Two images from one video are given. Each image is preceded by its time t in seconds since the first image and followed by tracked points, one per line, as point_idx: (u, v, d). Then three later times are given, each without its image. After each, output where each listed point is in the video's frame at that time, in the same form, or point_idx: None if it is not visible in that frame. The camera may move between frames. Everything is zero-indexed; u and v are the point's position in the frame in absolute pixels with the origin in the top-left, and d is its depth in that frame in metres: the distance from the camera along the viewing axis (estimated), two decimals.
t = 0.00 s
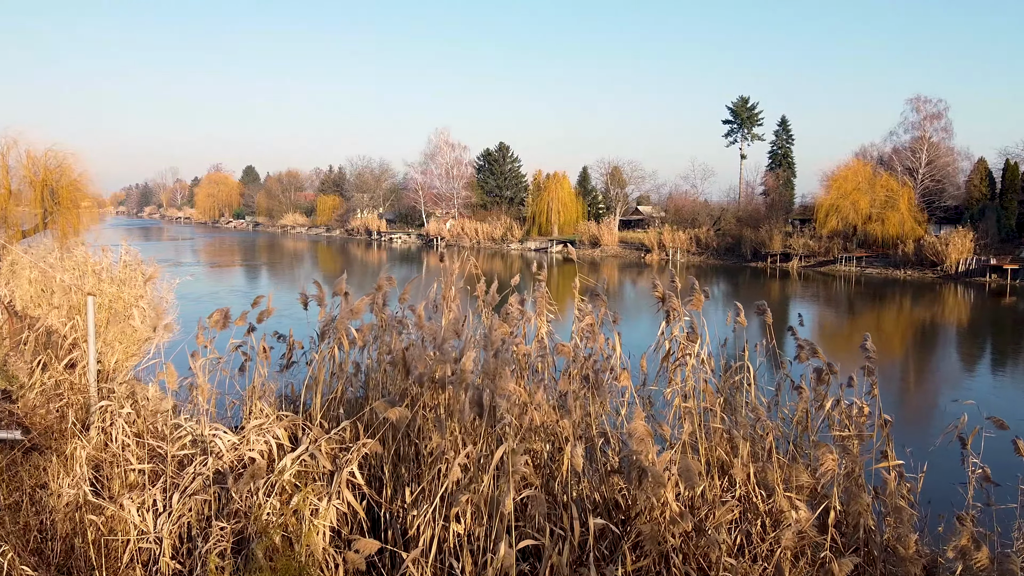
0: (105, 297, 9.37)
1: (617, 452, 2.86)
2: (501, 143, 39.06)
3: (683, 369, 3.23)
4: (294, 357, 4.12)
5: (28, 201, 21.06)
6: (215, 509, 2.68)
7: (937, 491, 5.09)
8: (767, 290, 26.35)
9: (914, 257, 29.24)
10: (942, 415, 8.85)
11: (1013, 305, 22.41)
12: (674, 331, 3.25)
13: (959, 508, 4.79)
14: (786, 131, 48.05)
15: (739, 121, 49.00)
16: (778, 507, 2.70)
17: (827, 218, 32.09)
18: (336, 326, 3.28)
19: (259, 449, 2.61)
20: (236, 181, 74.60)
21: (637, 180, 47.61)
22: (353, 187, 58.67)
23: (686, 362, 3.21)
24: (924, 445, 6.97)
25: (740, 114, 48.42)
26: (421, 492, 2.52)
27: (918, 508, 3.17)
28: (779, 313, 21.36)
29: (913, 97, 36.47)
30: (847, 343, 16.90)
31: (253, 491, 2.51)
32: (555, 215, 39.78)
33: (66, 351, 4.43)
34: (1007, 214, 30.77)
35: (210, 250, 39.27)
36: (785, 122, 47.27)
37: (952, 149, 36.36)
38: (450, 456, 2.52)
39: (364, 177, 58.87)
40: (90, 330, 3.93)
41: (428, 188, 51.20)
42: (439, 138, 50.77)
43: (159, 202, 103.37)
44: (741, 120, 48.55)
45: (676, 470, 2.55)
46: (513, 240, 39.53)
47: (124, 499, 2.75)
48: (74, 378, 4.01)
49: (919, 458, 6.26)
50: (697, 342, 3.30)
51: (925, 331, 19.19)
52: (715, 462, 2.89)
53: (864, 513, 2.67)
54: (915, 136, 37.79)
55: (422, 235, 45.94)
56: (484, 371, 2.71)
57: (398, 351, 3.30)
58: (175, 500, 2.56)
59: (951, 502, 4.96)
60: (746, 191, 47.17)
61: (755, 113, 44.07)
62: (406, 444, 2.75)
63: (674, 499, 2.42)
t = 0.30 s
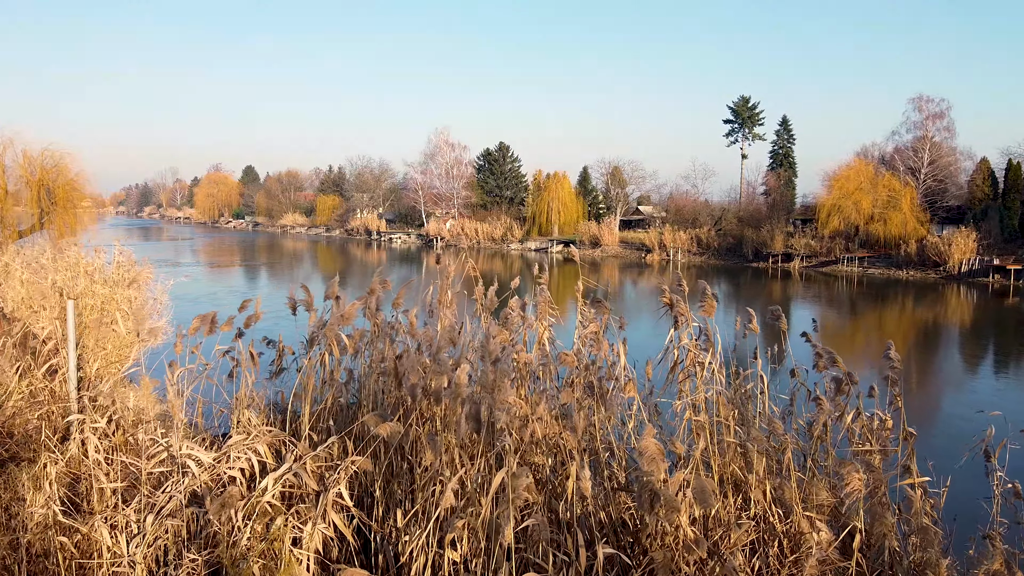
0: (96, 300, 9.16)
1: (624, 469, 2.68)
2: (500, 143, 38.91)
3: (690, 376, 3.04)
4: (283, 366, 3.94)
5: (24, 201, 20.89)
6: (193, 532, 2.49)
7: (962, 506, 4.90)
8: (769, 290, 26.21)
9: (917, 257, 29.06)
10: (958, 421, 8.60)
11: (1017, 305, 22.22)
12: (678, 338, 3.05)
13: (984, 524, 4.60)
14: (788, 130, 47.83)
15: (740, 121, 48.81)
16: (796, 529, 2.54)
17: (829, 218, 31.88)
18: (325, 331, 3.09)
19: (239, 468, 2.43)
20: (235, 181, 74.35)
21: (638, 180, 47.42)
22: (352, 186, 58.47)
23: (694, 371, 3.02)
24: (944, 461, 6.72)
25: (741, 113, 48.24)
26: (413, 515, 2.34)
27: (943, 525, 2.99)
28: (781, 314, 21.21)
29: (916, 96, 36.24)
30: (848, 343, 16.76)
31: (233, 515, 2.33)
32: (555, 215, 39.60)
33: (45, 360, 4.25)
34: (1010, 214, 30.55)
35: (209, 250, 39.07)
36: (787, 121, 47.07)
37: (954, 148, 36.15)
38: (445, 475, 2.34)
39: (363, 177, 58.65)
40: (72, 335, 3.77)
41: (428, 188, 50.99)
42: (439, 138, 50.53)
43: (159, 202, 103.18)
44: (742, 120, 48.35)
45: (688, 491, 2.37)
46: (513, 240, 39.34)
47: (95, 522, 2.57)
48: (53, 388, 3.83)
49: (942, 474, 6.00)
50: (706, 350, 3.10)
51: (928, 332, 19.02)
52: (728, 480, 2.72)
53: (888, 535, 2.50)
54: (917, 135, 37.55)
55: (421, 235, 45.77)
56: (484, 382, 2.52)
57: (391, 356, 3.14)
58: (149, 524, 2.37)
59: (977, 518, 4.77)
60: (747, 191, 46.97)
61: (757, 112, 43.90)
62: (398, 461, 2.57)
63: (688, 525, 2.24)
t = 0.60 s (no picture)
0: (88, 302, 8.99)
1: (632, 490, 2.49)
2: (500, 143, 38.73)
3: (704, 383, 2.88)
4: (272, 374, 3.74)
5: (20, 201, 20.70)
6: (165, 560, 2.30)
7: (988, 523, 4.66)
8: (770, 291, 26.09)
9: (920, 257, 28.87)
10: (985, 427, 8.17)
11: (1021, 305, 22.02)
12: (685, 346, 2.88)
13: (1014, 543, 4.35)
14: (789, 130, 47.63)
15: (741, 120, 48.63)
16: (817, 556, 2.35)
17: (831, 218, 31.69)
18: (310, 341, 2.90)
19: (215, 491, 2.25)
20: (235, 181, 74.21)
21: (638, 180, 47.23)
22: (352, 186, 58.29)
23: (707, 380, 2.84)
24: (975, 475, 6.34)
25: (742, 113, 48.05)
26: (404, 544, 2.14)
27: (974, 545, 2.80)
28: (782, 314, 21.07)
29: (918, 95, 36.01)
30: (850, 344, 16.64)
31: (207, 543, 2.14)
32: (556, 215, 39.41)
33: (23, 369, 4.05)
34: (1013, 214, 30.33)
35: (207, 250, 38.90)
36: (788, 121, 46.87)
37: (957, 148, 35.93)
38: (439, 500, 2.14)
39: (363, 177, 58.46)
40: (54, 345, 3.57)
41: (428, 188, 50.78)
42: (439, 137, 50.30)
43: (159, 202, 102.98)
44: (743, 119, 48.17)
45: (704, 516, 2.18)
46: (513, 240, 39.14)
47: (61, 549, 2.39)
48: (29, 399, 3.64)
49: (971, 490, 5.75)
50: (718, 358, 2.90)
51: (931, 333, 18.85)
52: (745, 502, 2.52)
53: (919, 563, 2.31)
54: (920, 135, 37.35)
55: (421, 235, 45.58)
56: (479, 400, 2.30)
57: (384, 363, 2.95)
58: (117, 554, 2.19)
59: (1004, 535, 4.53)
60: (748, 190, 46.77)
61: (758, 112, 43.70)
62: (388, 481, 2.39)
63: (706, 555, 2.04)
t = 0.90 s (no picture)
0: (78, 305, 8.80)
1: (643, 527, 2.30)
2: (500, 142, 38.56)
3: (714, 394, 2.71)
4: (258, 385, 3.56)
5: (16, 200, 20.49)
6: None
7: None
8: (771, 291, 25.91)
9: (922, 258, 28.67)
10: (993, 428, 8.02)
11: None
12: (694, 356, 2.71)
13: None
14: (790, 130, 47.40)
15: (742, 120, 48.43)
16: None
17: (833, 218, 31.48)
18: (294, 351, 2.71)
19: (186, 520, 2.06)
20: (235, 181, 74.00)
21: (639, 179, 46.98)
22: (352, 186, 58.08)
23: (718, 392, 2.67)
24: (998, 487, 6.07)
25: (743, 112, 47.90)
26: None
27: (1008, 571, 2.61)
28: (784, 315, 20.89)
29: (921, 95, 35.77)
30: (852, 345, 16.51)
31: None
32: (556, 215, 39.21)
33: None
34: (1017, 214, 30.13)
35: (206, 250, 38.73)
36: (789, 120, 46.66)
37: (960, 147, 35.70)
38: (428, 533, 1.96)
39: (363, 176, 58.26)
40: (25, 350, 3.31)
41: (428, 188, 50.54)
42: (439, 137, 50.07)
43: (158, 202, 102.74)
44: (745, 119, 47.98)
45: (723, 550, 1.98)
46: (513, 240, 38.93)
47: None
48: None
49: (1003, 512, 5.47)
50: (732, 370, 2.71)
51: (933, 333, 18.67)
52: (761, 526, 2.34)
53: None
54: (922, 134, 37.12)
55: (421, 235, 45.40)
56: (473, 418, 2.09)
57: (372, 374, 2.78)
58: None
59: None
60: (749, 190, 46.58)
61: (759, 112, 43.50)
62: (376, 504, 2.20)
63: None
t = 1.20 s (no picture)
0: (70, 306, 8.64)
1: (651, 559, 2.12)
2: (500, 142, 38.37)
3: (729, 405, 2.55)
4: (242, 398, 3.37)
5: (11, 201, 20.24)
6: None
7: None
8: (772, 292, 25.63)
9: (925, 258, 28.49)
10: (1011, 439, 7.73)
11: None
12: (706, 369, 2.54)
13: None
14: (792, 129, 47.16)
15: (743, 120, 48.27)
16: None
17: (835, 218, 31.26)
18: (275, 362, 2.52)
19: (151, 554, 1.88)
20: (234, 181, 73.86)
21: (639, 179, 46.77)
22: (351, 186, 57.86)
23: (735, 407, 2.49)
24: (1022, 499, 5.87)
25: (744, 112, 47.75)
26: None
27: None
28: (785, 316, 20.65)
29: (923, 94, 35.52)
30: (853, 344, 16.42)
31: None
32: (556, 215, 39.04)
33: None
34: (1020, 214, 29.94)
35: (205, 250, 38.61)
36: (790, 120, 46.47)
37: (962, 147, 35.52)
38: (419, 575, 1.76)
39: (363, 176, 58.04)
40: None
41: (428, 188, 50.32)
42: (439, 137, 49.87)
43: (158, 202, 102.47)
44: (745, 119, 47.81)
45: None
46: (513, 240, 38.72)
47: None
48: None
49: None
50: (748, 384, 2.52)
51: (936, 334, 18.45)
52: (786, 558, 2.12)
53: None
54: (925, 134, 36.85)
55: (421, 235, 45.23)
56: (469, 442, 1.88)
57: (362, 383, 2.60)
58: None
59: None
60: (750, 190, 46.40)
61: (761, 112, 43.32)
62: (361, 536, 2.01)
63: None
